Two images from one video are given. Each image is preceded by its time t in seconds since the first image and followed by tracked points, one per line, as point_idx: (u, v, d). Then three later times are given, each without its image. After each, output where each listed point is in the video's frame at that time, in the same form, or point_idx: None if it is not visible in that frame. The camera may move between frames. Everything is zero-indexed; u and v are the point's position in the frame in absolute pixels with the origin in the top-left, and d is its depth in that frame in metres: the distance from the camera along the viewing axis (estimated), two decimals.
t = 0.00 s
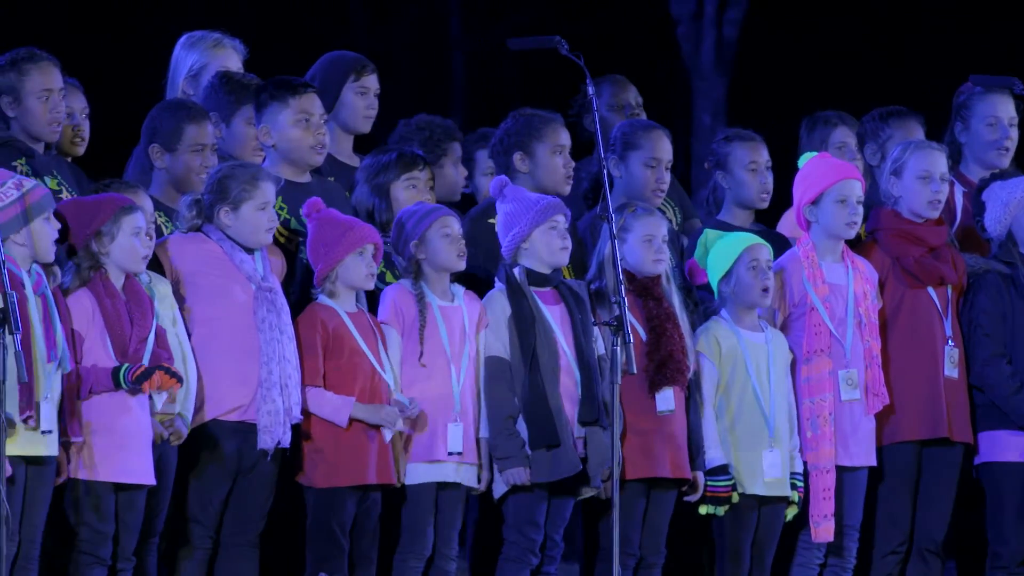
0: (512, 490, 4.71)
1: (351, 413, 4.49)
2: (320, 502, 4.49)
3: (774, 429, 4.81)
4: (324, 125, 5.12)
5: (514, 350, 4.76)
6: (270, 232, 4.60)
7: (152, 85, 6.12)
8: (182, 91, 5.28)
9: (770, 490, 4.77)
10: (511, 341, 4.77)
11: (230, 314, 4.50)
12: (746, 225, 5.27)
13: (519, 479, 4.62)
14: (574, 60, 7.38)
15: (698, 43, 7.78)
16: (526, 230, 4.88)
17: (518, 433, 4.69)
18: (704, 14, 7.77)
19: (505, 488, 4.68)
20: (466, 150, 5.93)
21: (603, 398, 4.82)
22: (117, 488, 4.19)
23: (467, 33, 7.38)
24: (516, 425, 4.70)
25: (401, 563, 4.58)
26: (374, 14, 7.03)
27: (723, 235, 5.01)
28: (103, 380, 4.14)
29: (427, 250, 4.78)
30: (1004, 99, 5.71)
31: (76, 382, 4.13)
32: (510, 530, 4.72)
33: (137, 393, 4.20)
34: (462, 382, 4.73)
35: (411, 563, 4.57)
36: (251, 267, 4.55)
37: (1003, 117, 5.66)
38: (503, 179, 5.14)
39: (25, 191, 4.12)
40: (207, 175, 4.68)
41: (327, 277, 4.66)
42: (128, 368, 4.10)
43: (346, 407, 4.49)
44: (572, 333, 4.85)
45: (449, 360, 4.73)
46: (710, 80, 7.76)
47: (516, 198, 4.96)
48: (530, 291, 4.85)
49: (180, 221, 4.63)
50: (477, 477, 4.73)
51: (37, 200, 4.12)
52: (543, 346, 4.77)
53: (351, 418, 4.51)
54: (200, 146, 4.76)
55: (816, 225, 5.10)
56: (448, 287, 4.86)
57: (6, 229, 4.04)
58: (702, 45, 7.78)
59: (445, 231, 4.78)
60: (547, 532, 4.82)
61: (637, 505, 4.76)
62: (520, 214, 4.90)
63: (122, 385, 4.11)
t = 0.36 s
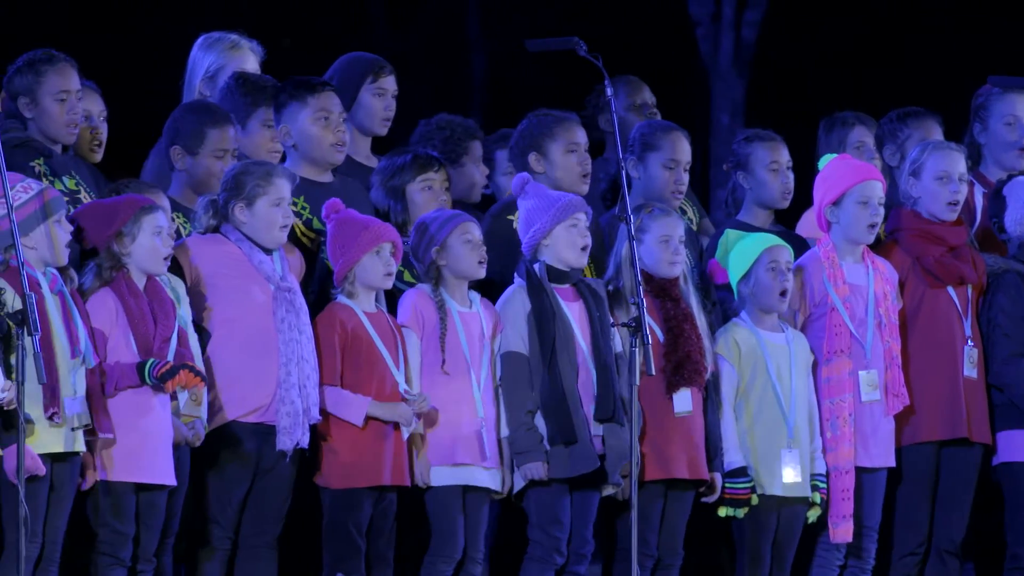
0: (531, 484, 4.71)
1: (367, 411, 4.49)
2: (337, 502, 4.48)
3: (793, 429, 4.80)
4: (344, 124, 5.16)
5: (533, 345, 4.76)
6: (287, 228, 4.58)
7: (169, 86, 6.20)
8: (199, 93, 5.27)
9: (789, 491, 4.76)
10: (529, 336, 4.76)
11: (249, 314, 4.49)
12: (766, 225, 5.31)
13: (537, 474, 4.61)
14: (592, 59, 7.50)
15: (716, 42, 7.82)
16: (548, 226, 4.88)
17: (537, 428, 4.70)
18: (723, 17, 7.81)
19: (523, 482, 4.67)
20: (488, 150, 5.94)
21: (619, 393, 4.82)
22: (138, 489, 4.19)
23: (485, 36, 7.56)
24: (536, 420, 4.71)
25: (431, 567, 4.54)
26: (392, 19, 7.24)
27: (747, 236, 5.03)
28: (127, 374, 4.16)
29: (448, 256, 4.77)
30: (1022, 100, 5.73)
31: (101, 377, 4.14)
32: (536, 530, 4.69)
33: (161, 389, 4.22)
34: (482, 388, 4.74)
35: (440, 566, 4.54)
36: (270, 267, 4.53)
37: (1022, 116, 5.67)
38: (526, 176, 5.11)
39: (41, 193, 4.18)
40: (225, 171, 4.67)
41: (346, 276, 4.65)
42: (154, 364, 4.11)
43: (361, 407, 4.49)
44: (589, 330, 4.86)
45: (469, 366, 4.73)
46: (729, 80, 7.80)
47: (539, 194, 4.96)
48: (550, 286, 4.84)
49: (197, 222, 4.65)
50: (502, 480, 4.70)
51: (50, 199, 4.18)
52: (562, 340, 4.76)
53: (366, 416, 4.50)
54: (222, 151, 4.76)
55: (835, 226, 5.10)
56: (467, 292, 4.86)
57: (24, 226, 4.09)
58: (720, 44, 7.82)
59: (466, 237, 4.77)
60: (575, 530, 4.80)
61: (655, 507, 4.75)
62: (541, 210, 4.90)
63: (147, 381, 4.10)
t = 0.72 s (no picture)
0: (540, 489, 4.71)
1: (379, 411, 4.49)
2: (352, 502, 4.50)
3: (812, 429, 4.82)
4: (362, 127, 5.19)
5: (545, 349, 4.76)
6: (303, 238, 4.57)
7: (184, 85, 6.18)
8: (212, 95, 5.28)
9: (807, 491, 4.78)
10: (541, 342, 4.77)
11: (265, 315, 4.49)
12: (781, 224, 5.30)
13: (549, 480, 4.62)
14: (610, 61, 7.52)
15: (732, 44, 7.80)
16: (560, 231, 4.88)
17: (548, 433, 4.69)
18: (739, 16, 7.76)
19: (533, 486, 4.68)
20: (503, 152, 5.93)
21: (627, 396, 4.82)
22: (156, 490, 4.20)
23: (501, 39, 7.50)
24: (547, 425, 4.71)
25: (432, 565, 4.57)
26: (410, 17, 7.16)
27: (765, 234, 5.02)
28: (143, 372, 4.16)
29: (462, 254, 4.78)
30: None
31: (119, 378, 4.16)
32: (540, 531, 4.72)
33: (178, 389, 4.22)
34: (494, 387, 4.73)
35: (440, 565, 4.56)
36: (286, 270, 4.53)
37: None
38: (539, 175, 5.08)
39: (60, 201, 4.20)
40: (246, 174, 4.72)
41: (363, 277, 4.65)
42: (171, 363, 4.13)
43: (373, 407, 4.49)
44: (599, 332, 4.84)
45: (482, 366, 4.73)
46: (746, 81, 7.76)
47: (551, 196, 4.96)
48: (562, 291, 4.84)
49: (216, 222, 4.63)
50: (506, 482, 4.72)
51: (68, 208, 4.18)
52: (573, 346, 4.75)
53: (379, 416, 4.50)
54: (246, 155, 4.79)
55: (856, 227, 5.12)
56: (481, 292, 4.86)
57: (41, 232, 4.10)
58: (737, 46, 7.80)
59: (479, 235, 4.78)
60: (582, 531, 4.82)
61: (670, 506, 4.73)
62: (554, 215, 4.89)
63: (162, 379, 4.13)
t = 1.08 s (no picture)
0: (551, 491, 4.71)
1: (393, 412, 4.44)
2: (365, 505, 4.45)
3: (827, 431, 4.83)
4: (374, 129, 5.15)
5: (556, 351, 4.74)
6: (321, 249, 4.55)
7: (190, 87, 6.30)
8: (230, 96, 5.29)
9: (822, 492, 4.78)
10: (552, 343, 4.75)
11: (279, 316, 4.46)
12: (796, 225, 5.33)
13: (559, 481, 4.60)
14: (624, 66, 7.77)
15: (748, 45, 8.02)
16: (572, 231, 4.88)
17: (559, 435, 4.67)
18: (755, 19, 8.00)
19: (543, 487, 4.68)
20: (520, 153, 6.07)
21: (638, 398, 4.81)
22: (173, 492, 4.18)
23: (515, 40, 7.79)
24: (557, 427, 4.68)
25: (452, 566, 4.52)
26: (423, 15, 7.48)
27: (782, 235, 5.04)
28: (163, 375, 4.13)
29: (475, 255, 4.75)
30: None
31: (136, 381, 4.15)
32: (551, 533, 4.72)
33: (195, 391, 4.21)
34: (506, 392, 4.70)
35: (462, 566, 4.52)
36: (301, 274, 4.51)
37: None
38: (550, 176, 5.09)
39: (77, 202, 4.19)
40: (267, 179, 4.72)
41: (375, 278, 4.61)
42: (192, 365, 4.12)
43: (386, 408, 4.45)
44: (609, 334, 4.83)
45: (493, 367, 4.70)
46: (760, 81, 7.96)
47: (563, 196, 4.96)
48: (573, 293, 4.84)
49: (234, 223, 4.63)
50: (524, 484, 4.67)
51: (84, 209, 4.17)
52: (584, 348, 4.74)
53: (392, 417, 4.46)
54: (268, 158, 4.81)
55: (872, 228, 5.14)
56: (492, 295, 4.83)
57: (56, 233, 4.10)
58: (753, 47, 8.02)
59: (493, 237, 4.76)
60: (595, 533, 4.75)
61: (686, 507, 4.73)
62: (567, 214, 4.90)
63: (184, 382, 4.11)
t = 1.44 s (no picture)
0: (563, 492, 4.71)
1: (410, 413, 4.43)
2: (381, 505, 4.45)
3: (838, 432, 4.84)
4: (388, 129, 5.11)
5: (564, 350, 4.76)
6: (337, 247, 4.55)
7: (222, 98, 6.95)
8: (249, 95, 5.29)
9: (835, 493, 4.79)
10: (562, 343, 4.77)
11: (295, 317, 4.46)
12: (809, 226, 5.33)
13: (570, 481, 4.61)
14: (635, 64, 8.42)
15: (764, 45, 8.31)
16: (581, 232, 4.87)
17: (569, 435, 4.67)
18: (769, 19, 8.27)
19: (555, 488, 4.68)
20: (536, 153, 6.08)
21: (652, 399, 4.79)
22: (188, 492, 4.17)
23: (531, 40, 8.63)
24: (567, 426, 4.69)
25: (458, 567, 4.52)
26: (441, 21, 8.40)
27: (796, 235, 5.04)
28: (176, 376, 4.13)
29: (490, 254, 4.74)
30: None
31: (151, 381, 4.15)
32: (564, 533, 4.70)
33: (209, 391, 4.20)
34: (521, 391, 4.69)
35: (467, 566, 4.52)
36: (316, 275, 4.50)
37: None
38: (560, 177, 5.09)
39: (92, 199, 4.18)
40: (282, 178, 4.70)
41: (389, 279, 4.60)
42: (207, 366, 4.10)
43: (403, 409, 4.44)
44: (620, 334, 4.82)
45: (509, 367, 4.69)
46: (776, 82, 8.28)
47: (573, 198, 4.96)
48: (582, 293, 4.84)
49: (251, 223, 4.64)
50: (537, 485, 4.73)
51: (99, 206, 4.17)
52: (593, 346, 4.74)
53: (408, 418, 4.45)
54: (280, 156, 4.80)
55: (889, 229, 5.15)
56: (507, 294, 4.83)
57: (70, 231, 4.10)
58: (768, 47, 8.28)
59: (506, 234, 4.75)
60: (606, 531, 4.76)
61: (701, 508, 4.72)
62: (574, 217, 4.89)
63: (198, 381, 4.10)
